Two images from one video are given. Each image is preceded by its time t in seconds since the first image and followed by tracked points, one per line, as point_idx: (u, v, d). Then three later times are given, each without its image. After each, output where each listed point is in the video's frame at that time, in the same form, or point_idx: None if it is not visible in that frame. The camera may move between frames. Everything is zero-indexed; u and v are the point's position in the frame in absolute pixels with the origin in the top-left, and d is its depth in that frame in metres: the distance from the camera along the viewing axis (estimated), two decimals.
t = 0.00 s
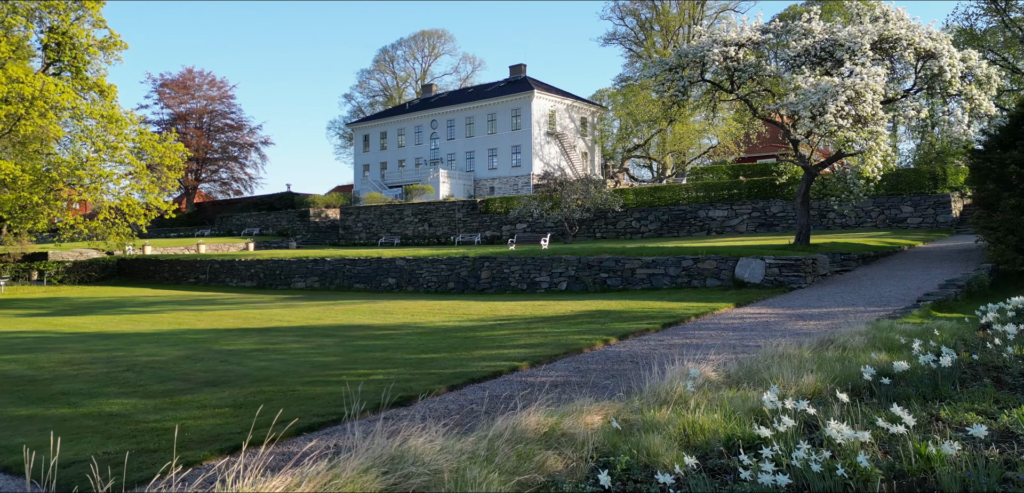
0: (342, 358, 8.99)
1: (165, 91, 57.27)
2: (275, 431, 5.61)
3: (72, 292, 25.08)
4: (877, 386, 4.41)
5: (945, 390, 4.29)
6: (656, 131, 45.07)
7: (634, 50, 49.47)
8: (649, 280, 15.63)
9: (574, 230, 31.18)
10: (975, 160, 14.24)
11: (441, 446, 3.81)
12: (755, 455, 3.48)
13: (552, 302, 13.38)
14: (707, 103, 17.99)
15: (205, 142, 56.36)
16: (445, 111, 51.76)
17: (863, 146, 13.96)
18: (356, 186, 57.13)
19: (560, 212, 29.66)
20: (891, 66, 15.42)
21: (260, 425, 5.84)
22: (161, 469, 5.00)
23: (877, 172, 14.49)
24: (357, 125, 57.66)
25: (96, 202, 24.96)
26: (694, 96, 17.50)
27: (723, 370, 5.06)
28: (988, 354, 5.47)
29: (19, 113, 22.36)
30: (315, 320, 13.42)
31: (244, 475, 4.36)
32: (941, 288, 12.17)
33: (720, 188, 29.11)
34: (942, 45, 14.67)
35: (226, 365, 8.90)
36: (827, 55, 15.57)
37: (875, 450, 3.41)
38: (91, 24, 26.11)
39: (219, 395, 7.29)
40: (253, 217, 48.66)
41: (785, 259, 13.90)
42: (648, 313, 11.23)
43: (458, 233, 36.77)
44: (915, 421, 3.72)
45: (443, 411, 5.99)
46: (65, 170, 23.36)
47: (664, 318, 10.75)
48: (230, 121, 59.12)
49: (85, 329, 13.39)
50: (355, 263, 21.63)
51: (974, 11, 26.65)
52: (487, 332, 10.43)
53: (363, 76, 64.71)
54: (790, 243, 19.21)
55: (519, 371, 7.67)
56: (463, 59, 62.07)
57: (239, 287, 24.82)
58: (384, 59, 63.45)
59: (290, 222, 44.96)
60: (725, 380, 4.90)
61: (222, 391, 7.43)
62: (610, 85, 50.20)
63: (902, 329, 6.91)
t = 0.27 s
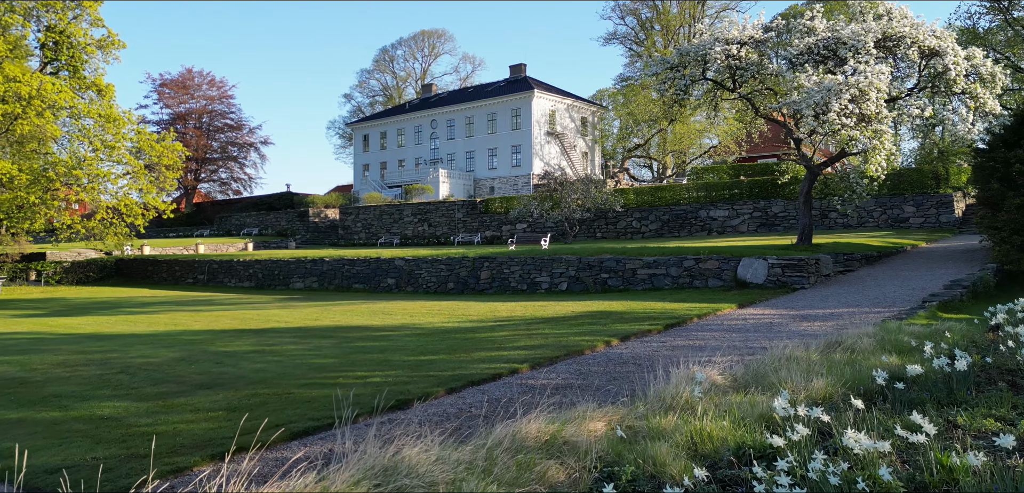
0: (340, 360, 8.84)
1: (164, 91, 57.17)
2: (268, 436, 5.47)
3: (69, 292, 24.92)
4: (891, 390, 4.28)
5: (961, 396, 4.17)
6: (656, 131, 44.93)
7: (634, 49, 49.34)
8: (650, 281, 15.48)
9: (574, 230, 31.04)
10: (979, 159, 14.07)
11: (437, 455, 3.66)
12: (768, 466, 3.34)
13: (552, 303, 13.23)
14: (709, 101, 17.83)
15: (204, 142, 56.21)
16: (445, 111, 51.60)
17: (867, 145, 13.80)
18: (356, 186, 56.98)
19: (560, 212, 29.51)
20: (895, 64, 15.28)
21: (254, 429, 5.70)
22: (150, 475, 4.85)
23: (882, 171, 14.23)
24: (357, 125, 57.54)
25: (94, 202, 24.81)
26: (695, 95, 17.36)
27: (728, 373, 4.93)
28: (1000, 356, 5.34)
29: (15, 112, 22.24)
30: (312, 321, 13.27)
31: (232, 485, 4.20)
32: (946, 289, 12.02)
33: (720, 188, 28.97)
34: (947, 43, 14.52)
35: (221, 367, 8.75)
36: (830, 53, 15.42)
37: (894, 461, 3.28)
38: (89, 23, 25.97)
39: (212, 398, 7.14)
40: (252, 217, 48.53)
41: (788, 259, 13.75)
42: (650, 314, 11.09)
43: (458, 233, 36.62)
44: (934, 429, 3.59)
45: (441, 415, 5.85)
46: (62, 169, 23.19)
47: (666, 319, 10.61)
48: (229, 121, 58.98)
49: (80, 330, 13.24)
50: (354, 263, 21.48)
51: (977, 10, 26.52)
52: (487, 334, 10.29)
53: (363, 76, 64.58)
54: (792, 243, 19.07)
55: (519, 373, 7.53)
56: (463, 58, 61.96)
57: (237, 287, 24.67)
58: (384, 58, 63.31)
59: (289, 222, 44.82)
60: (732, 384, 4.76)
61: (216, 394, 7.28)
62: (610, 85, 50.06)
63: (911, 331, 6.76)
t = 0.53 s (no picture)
0: (337, 362, 8.69)
1: (163, 91, 57.06)
2: (261, 442, 5.32)
3: (66, 292, 24.77)
4: (905, 396, 4.14)
5: (979, 401, 4.03)
6: (657, 130, 44.80)
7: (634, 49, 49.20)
8: (652, 281, 15.32)
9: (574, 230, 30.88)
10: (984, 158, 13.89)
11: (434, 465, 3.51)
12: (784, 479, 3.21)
13: (553, 304, 13.08)
14: (710, 100, 17.68)
15: (204, 142, 56.06)
16: (445, 111, 51.44)
17: (870, 144, 13.64)
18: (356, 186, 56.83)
19: (560, 212, 29.36)
20: (898, 62, 15.13)
21: (247, 434, 5.54)
22: (138, 482, 4.70)
23: (885, 170, 14.07)
24: (357, 125, 57.40)
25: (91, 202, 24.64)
26: (697, 94, 17.21)
27: (736, 376, 4.80)
28: (1014, 359, 5.20)
29: (12, 111, 22.12)
30: (310, 322, 13.12)
31: None
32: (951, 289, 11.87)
33: (722, 187, 28.82)
34: (951, 41, 14.38)
35: (216, 369, 8.59)
36: (833, 51, 15.29)
37: (916, 473, 3.14)
38: (87, 22, 25.84)
39: (206, 401, 6.99)
40: (251, 217, 48.40)
41: (791, 259, 13.59)
42: (652, 315, 10.93)
43: (458, 233, 36.46)
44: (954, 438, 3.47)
45: (441, 421, 5.71)
46: (59, 168, 23.02)
47: (668, 320, 10.45)
48: (228, 121, 58.84)
49: (75, 331, 13.08)
50: (353, 263, 21.33)
51: (979, 9, 26.38)
52: (487, 335, 10.13)
53: (363, 76, 64.44)
54: (795, 243, 18.91)
55: (519, 375, 7.38)
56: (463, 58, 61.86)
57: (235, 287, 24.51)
58: (384, 58, 63.17)
59: (289, 222, 44.67)
60: (739, 388, 4.63)
61: (209, 397, 7.12)
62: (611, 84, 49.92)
63: (920, 333, 6.61)
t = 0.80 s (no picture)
0: (333, 364, 8.53)
1: (163, 90, 56.94)
2: (254, 448, 5.16)
3: (63, 293, 24.63)
4: (922, 402, 4.01)
5: (998, 406, 3.91)
6: (657, 130, 44.65)
7: (635, 48, 49.05)
8: (653, 281, 15.16)
9: (575, 230, 30.74)
10: (989, 156, 13.71)
11: (431, 476, 3.36)
12: None
13: (554, 304, 12.91)
14: (712, 99, 17.50)
15: (203, 142, 55.93)
16: (445, 110, 51.29)
17: (875, 142, 13.48)
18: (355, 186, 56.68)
19: (560, 212, 29.20)
20: (902, 61, 14.95)
21: (239, 440, 5.38)
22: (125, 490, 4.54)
23: (890, 170, 13.99)
24: (356, 125, 57.25)
25: (88, 202, 24.51)
26: (698, 93, 17.05)
27: (745, 380, 4.65)
28: None
29: (8, 111, 22.01)
30: (308, 323, 12.96)
31: None
32: (958, 289, 11.70)
33: (723, 187, 28.67)
34: (956, 39, 14.20)
35: (210, 371, 8.43)
36: (836, 48, 15.12)
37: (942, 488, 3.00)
38: (84, 20, 25.74)
39: (199, 405, 6.82)
40: (250, 217, 48.27)
41: (794, 259, 13.43)
42: (654, 316, 10.77)
43: (457, 233, 36.29)
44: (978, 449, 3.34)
45: (440, 426, 5.56)
46: (56, 168, 22.88)
47: (671, 321, 10.29)
48: (228, 121, 58.70)
49: (70, 332, 12.92)
50: (352, 263, 21.17)
51: (982, 7, 26.21)
52: (486, 336, 9.97)
53: (362, 76, 64.29)
54: (797, 243, 18.76)
55: (519, 378, 7.23)
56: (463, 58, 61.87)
57: (233, 288, 24.36)
58: (383, 57, 63.01)
59: (288, 222, 44.52)
60: (748, 392, 4.49)
61: (202, 401, 6.96)
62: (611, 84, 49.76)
63: (930, 335, 6.46)
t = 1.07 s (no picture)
0: (330, 366, 8.37)
1: (162, 90, 56.78)
2: (246, 454, 5.00)
3: (60, 293, 24.47)
4: (942, 409, 3.88)
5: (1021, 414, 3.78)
6: (658, 130, 44.50)
7: (635, 47, 48.88)
8: (655, 282, 15.00)
9: (575, 230, 30.59)
10: (996, 155, 13.51)
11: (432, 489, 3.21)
12: None
13: (555, 305, 12.76)
14: (714, 97, 17.33)
15: (202, 142, 55.79)
16: (445, 110, 51.13)
17: (880, 141, 13.28)
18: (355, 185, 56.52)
19: (561, 212, 29.02)
20: (907, 59, 14.77)
21: (230, 446, 5.22)
22: None
23: (895, 169, 13.75)
24: (356, 125, 57.09)
25: (86, 202, 24.36)
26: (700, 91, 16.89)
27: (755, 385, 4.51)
28: None
29: (5, 110, 21.88)
30: (305, 324, 12.79)
31: None
32: (964, 290, 11.53)
33: (724, 187, 28.51)
34: (962, 36, 14.04)
35: (204, 373, 8.27)
36: (840, 46, 14.97)
37: None
38: (81, 19, 25.69)
39: (191, 409, 6.66)
40: (249, 217, 48.13)
41: (798, 259, 13.26)
42: (656, 317, 10.61)
43: (457, 233, 36.13)
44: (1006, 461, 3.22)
45: (438, 431, 5.42)
46: (53, 168, 22.72)
47: (673, 322, 10.13)
48: (227, 121, 58.53)
49: (64, 333, 12.74)
50: (351, 264, 21.01)
51: (986, 6, 26.04)
52: (486, 337, 9.80)
53: (362, 75, 64.14)
54: (799, 243, 18.59)
55: (519, 380, 7.08)
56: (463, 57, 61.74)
57: (231, 288, 24.19)
58: (383, 57, 62.86)
59: (287, 222, 44.36)
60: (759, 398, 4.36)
61: (195, 404, 6.80)
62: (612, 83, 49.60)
63: (942, 337, 6.31)
